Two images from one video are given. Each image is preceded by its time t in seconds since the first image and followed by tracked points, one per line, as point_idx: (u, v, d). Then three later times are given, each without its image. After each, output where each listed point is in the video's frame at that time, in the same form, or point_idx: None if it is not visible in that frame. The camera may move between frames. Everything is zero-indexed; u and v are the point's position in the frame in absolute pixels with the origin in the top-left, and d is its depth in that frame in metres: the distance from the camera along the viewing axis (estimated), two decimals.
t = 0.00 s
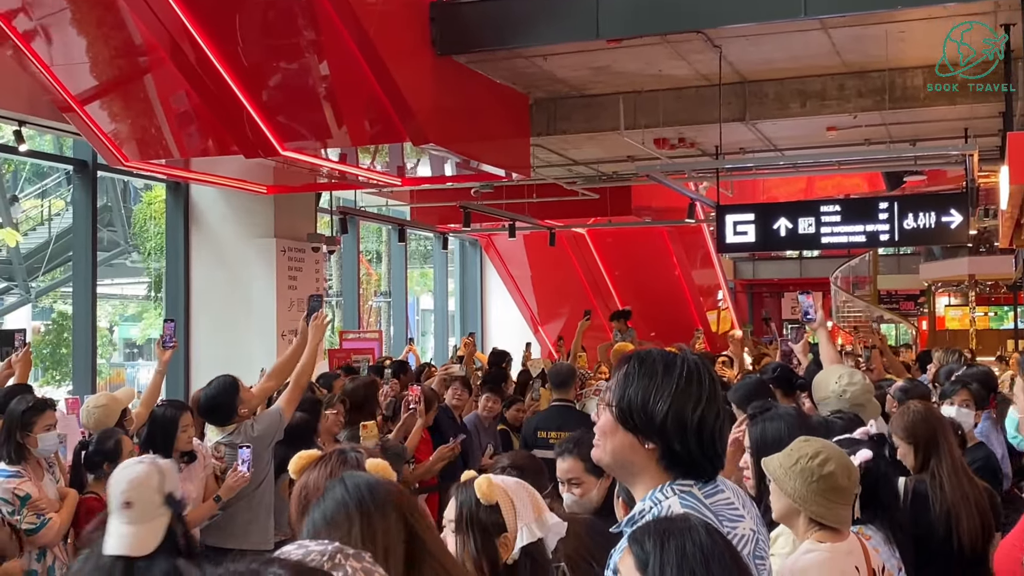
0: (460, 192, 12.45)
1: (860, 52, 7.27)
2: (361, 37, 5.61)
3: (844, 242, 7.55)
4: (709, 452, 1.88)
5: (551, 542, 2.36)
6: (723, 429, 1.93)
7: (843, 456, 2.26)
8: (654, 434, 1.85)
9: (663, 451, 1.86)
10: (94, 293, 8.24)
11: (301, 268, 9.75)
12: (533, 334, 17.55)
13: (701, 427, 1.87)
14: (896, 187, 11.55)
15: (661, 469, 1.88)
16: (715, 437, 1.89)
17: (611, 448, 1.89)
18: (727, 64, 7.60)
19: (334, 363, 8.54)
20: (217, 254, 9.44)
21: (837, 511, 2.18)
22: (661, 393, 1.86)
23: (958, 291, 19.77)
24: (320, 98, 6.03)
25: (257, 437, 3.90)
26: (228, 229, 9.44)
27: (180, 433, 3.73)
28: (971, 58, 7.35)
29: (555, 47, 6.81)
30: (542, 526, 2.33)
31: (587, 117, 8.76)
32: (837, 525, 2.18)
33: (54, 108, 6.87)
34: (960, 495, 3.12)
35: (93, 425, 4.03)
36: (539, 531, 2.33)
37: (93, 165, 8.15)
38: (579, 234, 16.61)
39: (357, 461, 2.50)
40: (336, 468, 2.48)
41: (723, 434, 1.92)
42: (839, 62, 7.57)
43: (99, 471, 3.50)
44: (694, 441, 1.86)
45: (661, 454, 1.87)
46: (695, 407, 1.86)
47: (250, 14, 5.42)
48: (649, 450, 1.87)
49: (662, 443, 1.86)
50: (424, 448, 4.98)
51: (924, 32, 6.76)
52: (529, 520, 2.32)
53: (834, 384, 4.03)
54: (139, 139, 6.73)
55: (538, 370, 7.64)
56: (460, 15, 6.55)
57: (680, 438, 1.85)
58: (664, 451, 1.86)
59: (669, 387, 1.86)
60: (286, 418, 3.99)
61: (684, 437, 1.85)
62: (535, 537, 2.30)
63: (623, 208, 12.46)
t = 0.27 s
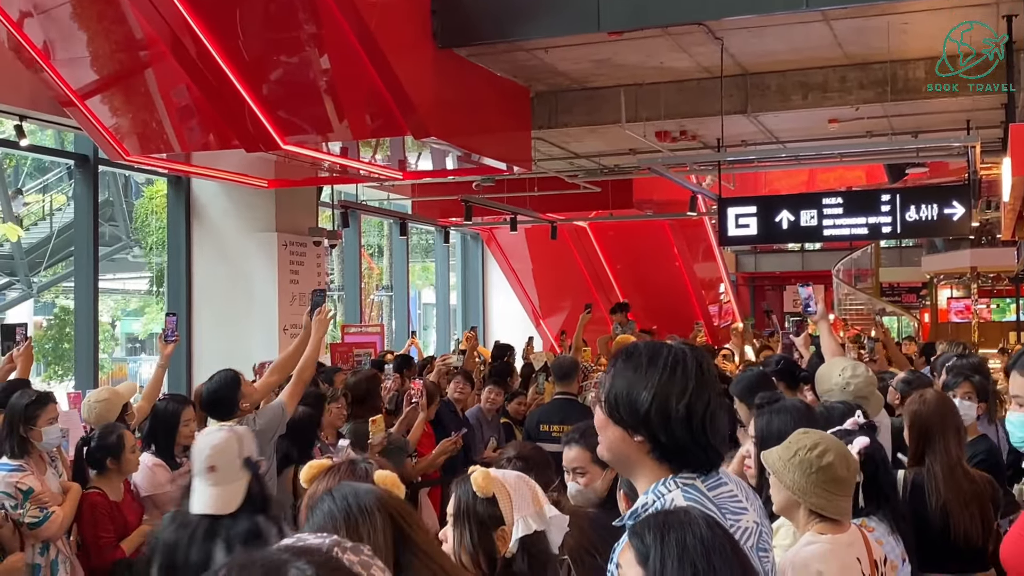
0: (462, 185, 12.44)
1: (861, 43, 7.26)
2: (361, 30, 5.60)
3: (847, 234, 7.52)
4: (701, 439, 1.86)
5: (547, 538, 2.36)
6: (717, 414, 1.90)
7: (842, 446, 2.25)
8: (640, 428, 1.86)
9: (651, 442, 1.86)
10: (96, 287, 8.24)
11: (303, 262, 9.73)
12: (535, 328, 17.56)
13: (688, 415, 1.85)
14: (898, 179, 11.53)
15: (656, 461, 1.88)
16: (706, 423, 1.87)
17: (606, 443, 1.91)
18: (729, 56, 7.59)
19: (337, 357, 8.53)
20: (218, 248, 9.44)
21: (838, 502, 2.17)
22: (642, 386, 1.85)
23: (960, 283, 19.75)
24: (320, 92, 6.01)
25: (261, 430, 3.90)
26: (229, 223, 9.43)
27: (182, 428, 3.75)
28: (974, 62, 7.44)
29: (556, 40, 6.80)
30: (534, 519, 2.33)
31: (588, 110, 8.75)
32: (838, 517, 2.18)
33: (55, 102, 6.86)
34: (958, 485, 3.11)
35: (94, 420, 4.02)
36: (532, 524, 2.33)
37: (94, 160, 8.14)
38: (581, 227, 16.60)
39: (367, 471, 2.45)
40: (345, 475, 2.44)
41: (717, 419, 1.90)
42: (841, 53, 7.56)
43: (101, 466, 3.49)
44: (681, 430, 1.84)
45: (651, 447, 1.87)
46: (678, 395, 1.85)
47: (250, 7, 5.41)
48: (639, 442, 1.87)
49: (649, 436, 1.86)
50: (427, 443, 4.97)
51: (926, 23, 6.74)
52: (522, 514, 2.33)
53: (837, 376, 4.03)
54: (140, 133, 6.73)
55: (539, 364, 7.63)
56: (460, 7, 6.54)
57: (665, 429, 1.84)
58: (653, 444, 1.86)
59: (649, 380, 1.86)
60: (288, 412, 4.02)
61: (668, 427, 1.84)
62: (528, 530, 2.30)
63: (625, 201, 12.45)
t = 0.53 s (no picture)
0: (462, 180, 12.44)
1: (862, 37, 7.25)
2: (361, 26, 5.59)
3: (848, 229, 7.53)
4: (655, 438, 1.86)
5: (545, 541, 2.33)
6: (688, 420, 1.86)
7: (836, 440, 2.23)
8: (611, 422, 1.92)
9: (631, 441, 1.89)
10: (97, 284, 8.23)
11: (304, 258, 9.74)
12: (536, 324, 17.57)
13: (643, 411, 1.86)
14: (899, 174, 11.53)
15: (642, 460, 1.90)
16: (658, 423, 1.85)
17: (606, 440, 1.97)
18: (729, 50, 7.58)
19: (338, 353, 8.53)
20: (219, 245, 9.44)
21: (833, 498, 2.17)
22: (615, 380, 1.91)
23: (962, 277, 19.74)
24: (321, 88, 6.00)
25: (261, 427, 3.90)
26: (230, 219, 9.43)
27: (182, 424, 3.72)
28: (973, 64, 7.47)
29: (556, 34, 6.80)
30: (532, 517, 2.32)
31: (589, 105, 8.74)
32: (833, 512, 2.17)
33: (55, 99, 6.85)
34: (963, 479, 3.11)
35: (94, 417, 4.02)
36: (526, 521, 2.31)
37: (95, 156, 8.14)
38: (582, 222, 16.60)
39: (376, 472, 2.40)
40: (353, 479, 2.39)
41: (685, 424, 1.86)
42: (842, 48, 7.55)
43: (102, 463, 3.50)
44: (651, 431, 1.85)
45: (623, 442, 1.91)
46: (638, 391, 1.87)
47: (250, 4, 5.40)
48: (624, 441, 1.91)
49: (619, 430, 1.91)
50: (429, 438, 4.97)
51: (927, 17, 6.73)
52: (517, 510, 2.32)
53: (839, 370, 4.02)
54: (141, 130, 6.72)
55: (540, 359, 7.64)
56: (460, 3, 6.53)
57: (639, 427, 1.86)
58: (621, 439, 1.90)
59: (622, 375, 1.91)
60: (289, 409, 4.02)
61: (642, 426, 1.86)
62: (520, 527, 2.28)
63: (626, 196, 12.45)
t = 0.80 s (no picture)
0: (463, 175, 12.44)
1: (863, 30, 7.24)
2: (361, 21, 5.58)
3: (849, 222, 7.52)
4: (657, 434, 1.85)
5: (533, 536, 2.36)
6: (691, 415, 1.86)
7: (835, 435, 2.24)
8: (609, 417, 1.92)
9: (632, 436, 1.88)
10: (98, 279, 8.23)
11: (305, 253, 9.73)
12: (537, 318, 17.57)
13: (643, 406, 1.86)
14: (900, 167, 11.51)
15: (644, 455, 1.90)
16: (662, 418, 1.85)
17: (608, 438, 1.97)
18: (730, 44, 7.57)
19: (340, 348, 8.53)
20: (220, 240, 9.44)
21: (832, 491, 2.17)
22: (611, 375, 1.92)
23: (963, 270, 19.72)
24: (322, 82, 6.00)
25: (262, 421, 3.88)
26: (231, 214, 9.42)
27: (182, 419, 3.71)
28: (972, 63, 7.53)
29: (557, 28, 6.79)
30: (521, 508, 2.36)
31: (590, 99, 8.74)
32: (833, 506, 2.17)
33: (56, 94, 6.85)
34: (971, 473, 3.11)
35: (94, 412, 4.02)
36: (509, 515, 2.36)
37: (96, 151, 8.13)
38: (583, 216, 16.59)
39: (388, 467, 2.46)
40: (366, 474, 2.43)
41: (688, 421, 1.86)
42: (843, 41, 7.54)
43: (103, 458, 3.50)
44: (651, 424, 1.85)
45: (622, 438, 1.91)
46: (637, 385, 1.87)
47: None
48: (625, 438, 1.91)
49: (617, 426, 1.91)
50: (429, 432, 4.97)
51: (928, 10, 6.72)
52: (502, 504, 2.38)
53: (842, 363, 4.01)
54: (141, 125, 6.71)
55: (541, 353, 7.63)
56: None
57: (639, 422, 1.86)
58: (619, 434, 1.90)
59: (620, 369, 1.91)
60: (291, 403, 3.98)
61: (642, 421, 1.86)
62: (496, 520, 2.34)
63: (627, 190, 12.44)
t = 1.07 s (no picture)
0: (464, 170, 12.43)
1: (864, 24, 7.23)
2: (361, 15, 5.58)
3: (850, 216, 7.52)
4: (657, 426, 1.85)
5: (516, 531, 2.18)
6: (693, 409, 1.86)
7: (834, 430, 2.23)
8: (611, 409, 1.93)
9: (635, 430, 1.89)
10: (99, 275, 8.23)
11: (306, 248, 9.74)
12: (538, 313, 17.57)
13: (645, 397, 1.86)
14: (902, 161, 11.51)
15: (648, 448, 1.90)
16: (664, 410, 1.85)
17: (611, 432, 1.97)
18: (731, 38, 7.56)
19: (341, 343, 8.54)
20: (221, 235, 9.43)
21: (830, 485, 2.16)
22: (613, 367, 1.92)
23: (964, 264, 19.73)
24: (322, 78, 5.99)
25: (262, 417, 3.89)
26: (231, 210, 9.41)
27: (184, 416, 3.71)
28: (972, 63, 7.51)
29: (558, 22, 6.79)
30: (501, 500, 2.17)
31: (591, 93, 8.73)
32: (832, 500, 2.16)
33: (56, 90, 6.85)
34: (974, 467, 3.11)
35: (96, 406, 4.02)
36: (487, 508, 2.18)
37: (96, 147, 8.13)
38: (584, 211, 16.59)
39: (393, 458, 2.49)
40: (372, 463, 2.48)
41: (689, 414, 1.86)
42: (844, 35, 7.54)
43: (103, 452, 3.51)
44: (653, 417, 1.85)
45: (624, 430, 1.91)
46: (638, 376, 1.88)
47: None
48: (628, 431, 1.91)
49: (619, 418, 1.91)
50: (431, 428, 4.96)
51: (929, 3, 6.71)
52: (483, 495, 2.20)
53: (844, 356, 4.02)
54: (141, 120, 6.70)
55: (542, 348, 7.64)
56: None
57: (641, 415, 1.86)
58: (622, 426, 1.91)
59: (622, 362, 1.91)
60: (292, 398, 3.97)
61: (644, 413, 1.86)
62: (471, 514, 2.17)
63: (628, 184, 12.44)
